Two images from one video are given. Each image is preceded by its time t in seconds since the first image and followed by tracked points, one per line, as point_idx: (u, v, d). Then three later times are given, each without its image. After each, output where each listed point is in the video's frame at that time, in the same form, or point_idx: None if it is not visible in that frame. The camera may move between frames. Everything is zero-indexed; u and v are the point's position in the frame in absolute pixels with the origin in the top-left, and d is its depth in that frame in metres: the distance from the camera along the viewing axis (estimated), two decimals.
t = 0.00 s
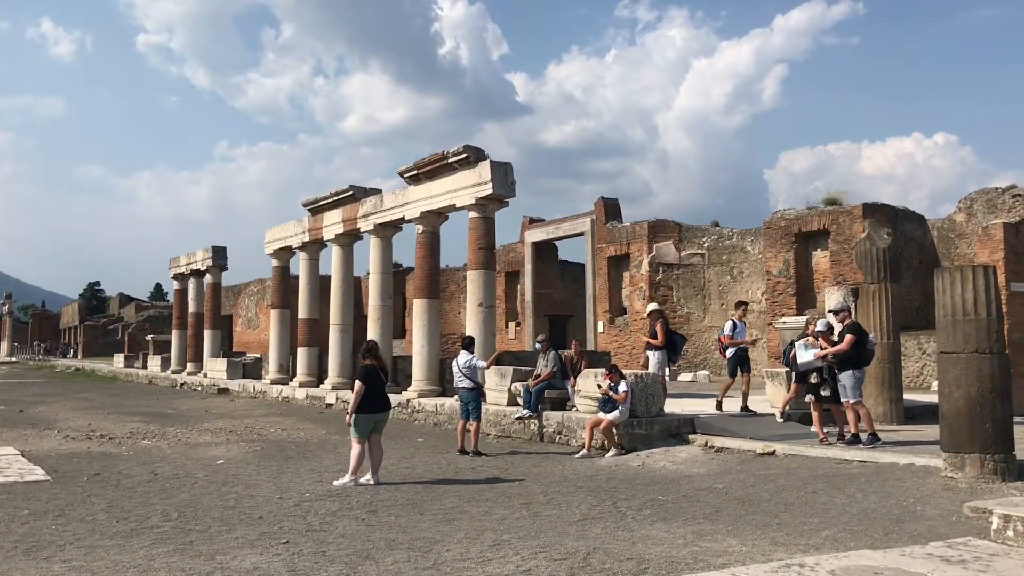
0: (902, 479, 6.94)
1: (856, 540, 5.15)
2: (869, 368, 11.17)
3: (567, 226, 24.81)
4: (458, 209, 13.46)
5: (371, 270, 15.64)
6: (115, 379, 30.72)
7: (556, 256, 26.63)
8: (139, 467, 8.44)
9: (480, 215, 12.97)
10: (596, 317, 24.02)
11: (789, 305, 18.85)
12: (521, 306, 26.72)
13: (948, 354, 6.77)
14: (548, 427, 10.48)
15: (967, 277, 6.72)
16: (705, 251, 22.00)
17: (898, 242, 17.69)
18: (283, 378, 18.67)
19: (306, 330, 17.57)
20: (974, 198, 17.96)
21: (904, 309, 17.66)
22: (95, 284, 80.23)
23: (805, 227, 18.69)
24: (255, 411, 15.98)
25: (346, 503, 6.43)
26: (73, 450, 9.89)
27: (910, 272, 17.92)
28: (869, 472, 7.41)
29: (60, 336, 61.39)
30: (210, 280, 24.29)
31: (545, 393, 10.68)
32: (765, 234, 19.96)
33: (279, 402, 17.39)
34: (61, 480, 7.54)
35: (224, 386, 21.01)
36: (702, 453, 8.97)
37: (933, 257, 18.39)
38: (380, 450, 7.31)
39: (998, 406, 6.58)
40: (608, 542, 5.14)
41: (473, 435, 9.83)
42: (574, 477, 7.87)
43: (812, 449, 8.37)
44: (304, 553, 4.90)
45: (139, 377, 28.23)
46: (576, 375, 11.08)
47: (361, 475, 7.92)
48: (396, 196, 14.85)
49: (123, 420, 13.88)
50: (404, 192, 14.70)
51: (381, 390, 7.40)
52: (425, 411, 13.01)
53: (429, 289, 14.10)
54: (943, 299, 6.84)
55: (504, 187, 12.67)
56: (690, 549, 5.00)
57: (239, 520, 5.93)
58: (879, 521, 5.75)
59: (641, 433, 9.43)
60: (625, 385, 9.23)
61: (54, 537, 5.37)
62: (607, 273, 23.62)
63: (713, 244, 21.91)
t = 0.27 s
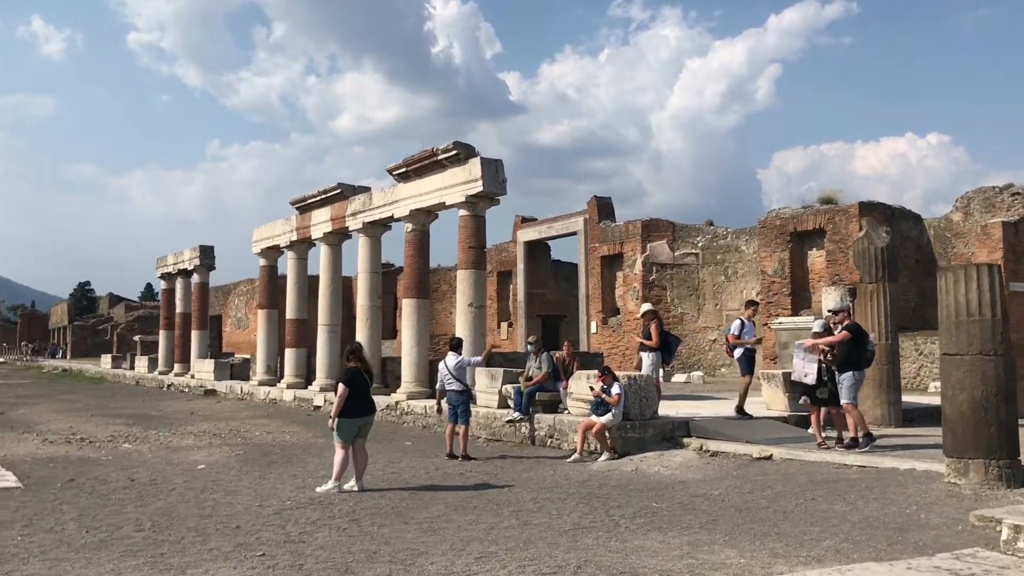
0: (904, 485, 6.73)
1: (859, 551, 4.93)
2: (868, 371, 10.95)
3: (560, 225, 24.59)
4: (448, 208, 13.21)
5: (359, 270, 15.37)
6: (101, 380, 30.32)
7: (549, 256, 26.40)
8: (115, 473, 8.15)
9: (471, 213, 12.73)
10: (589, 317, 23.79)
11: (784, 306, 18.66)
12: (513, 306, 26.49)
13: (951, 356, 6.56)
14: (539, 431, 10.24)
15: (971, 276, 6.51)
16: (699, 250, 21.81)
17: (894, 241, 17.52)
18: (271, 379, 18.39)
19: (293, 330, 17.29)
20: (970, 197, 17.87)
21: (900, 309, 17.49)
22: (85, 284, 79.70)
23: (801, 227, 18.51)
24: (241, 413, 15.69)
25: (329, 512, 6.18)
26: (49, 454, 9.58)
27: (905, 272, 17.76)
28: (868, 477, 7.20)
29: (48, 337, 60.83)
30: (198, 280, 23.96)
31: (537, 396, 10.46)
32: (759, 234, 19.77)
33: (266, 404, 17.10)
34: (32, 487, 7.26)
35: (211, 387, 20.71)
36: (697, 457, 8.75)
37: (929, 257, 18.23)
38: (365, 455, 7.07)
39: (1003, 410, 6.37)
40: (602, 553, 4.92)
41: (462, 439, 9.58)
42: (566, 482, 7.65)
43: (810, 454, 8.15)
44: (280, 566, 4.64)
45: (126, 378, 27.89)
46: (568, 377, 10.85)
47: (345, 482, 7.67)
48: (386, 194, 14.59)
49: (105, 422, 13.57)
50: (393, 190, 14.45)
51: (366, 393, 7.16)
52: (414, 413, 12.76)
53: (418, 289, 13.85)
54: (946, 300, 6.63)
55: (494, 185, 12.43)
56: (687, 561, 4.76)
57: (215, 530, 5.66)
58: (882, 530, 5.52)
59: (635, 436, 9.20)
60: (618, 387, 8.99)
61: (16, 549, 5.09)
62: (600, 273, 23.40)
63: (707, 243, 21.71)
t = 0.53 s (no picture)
0: (905, 489, 6.55)
1: (861, 558, 4.75)
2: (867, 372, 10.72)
3: (554, 225, 24.39)
4: (440, 206, 13.01)
5: (350, 269, 15.16)
6: (92, 381, 30.04)
7: (543, 255, 26.21)
8: (96, 476, 7.94)
9: (462, 211, 12.54)
10: (583, 317, 23.61)
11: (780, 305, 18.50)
12: (507, 306, 26.31)
13: (953, 356, 6.40)
14: (531, 432, 10.05)
15: (972, 274, 6.34)
16: (694, 250, 21.64)
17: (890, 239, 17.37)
18: (261, 380, 18.18)
19: (284, 331, 17.07)
20: (966, 196, 17.72)
21: (897, 308, 17.35)
22: (79, 284, 79.43)
23: (796, 226, 18.35)
24: (230, 414, 15.47)
25: (312, 517, 5.98)
26: (29, 458, 9.37)
27: (902, 271, 17.62)
28: (868, 480, 7.03)
29: (40, 337, 60.43)
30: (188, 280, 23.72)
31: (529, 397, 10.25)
32: (754, 233, 19.61)
33: (256, 405, 16.89)
34: (8, 492, 7.04)
35: (201, 388, 20.49)
36: (692, 459, 8.58)
37: (926, 256, 18.08)
38: (351, 458, 6.88)
39: (1006, 411, 6.20)
40: (593, 562, 4.72)
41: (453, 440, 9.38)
42: (558, 486, 7.46)
43: (807, 456, 7.97)
44: None
45: (116, 379, 27.65)
46: (560, 378, 10.66)
47: (331, 485, 7.48)
48: (377, 192, 14.39)
49: (91, 424, 13.35)
50: (384, 188, 14.25)
51: (353, 393, 6.97)
52: (405, 414, 12.56)
53: (410, 288, 13.65)
54: (947, 299, 6.46)
55: (486, 183, 12.24)
56: (681, 569, 4.56)
57: (193, 537, 5.46)
58: (884, 535, 5.34)
59: (628, 438, 9.02)
60: (612, 388, 8.80)
61: None
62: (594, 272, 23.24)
63: (701, 243, 21.54)
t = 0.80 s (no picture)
0: (906, 494, 6.35)
1: (861, 568, 4.55)
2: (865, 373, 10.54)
3: (547, 223, 24.18)
4: (430, 203, 12.79)
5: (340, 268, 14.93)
6: (82, 381, 29.75)
7: (536, 254, 25.99)
8: (72, 480, 7.70)
9: (453, 209, 12.31)
10: (577, 317, 23.40)
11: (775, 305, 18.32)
12: (500, 305, 26.08)
13: (956, 356, 6.19)
14: (522, 434, 9.83)
15: (975, 271, 6.13)
16: (688, 249, 21.44)
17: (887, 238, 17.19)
18: (251, 380, 17.94)
19: (273, 331, 16.82)
20: (964, 195, 17.54)
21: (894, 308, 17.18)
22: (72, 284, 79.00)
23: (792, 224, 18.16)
24: (218, 415, 15.23)
25: (292, 524, 5.76)
26: (6, 461, 9.12)
27: (898, 271, 17.44)
28: (867, 484, 6.83)
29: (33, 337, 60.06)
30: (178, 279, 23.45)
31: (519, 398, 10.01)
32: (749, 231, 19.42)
33: (245, 406, 16.65)
34: None
35: (190, 388, 20.23)
36: (686, 462, 8.37)
37: (923, 255, 17.92)
38: (333, 461, 6.66)
39: (1011, 414, 6.00)
40: (582, 573, 4.50)
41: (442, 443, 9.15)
42: (548, 490, 7.24)
43: (804, 458, 7.77)
44: None
45: (106, 379, 27.39)
46: (553, 379, 10.45)
47: (314, 490, 7.25)
48: (366, 189, 14.15)
49: (75, 425, 13.11)
50: (374, 185, 14.02)
51: (335, 395, 6.74)
52: (395, 415, 12.34)
53: (400, 287, 13.43)
54: (950, 298, 6.25)
55: (477, 180, 12.01)
56: None
57: (166, 546, 5.24)
58: (886, 543, 5.13)
59: (622, 441, 8.81)
60: (605, 389, 8.58)
61: None
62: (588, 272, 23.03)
63: (696, 242, 21.34)
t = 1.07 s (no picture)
0: (909, 498, 6.18)
1: None
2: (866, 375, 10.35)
3: (544, 223, 23.99)
4: (424, 201, 12.59)
5: (332, 267, 14.72)
6: (74, 382, 29.51)
7: (532, 254, 25.81)
8: (53, 484, 7.51)
9: (447, 207, 12.12)
10: (574, 317, 23.22)
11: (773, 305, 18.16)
12: (496, 305, 25.89)
13: (961, 357, 6.02)
14: (516, 437, 9.65)
15: (981, 270, 5.95)
16: (685, 248, 21.26)
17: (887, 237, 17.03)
18: (243, 381, 17.75)
19: (266, 331, 16.62)
20: (963, 194, 17.36)
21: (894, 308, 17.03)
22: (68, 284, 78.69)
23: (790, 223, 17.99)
24: (209, 417, 15.04)
25: (276, 531, 5.57)
26: None
27: (898, 270, 17.30)
28: (869, 489, 6.65)
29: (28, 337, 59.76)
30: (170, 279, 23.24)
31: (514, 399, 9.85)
32: (746, 231, 19.25)
33: (237, 407, 16.45)
34: None
35: (182, 389, 20.02)
36: (683, 465, 8.20)
37: (922, 254, 17.78)
38: (320, 465, 6.48)
39: (1018, 417, 5.83)
40: None
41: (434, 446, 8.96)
42: (542, 495, 7.06)
43: (803, 462, 7.59)
44: None
45: (99, 380, 27.17)
46: (548, 380, 10.26)
47: (301, 495, 7.06)
48: (359, 188, 13.95)
49: (62, 427, 12.90)
50: (367, 183, 13.82)
51: (320, 397, 6.56)
52: (387, 417, 12.16)
53: (393, 287, 13.23)
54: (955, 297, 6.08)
55: (471, 177, 11.82)
56: None
57: (143, 554, 5.04)
58: (890, 552, 4.95)
59: (618, 443, 8.63)
60: (601, 390, 8.41)
61: None
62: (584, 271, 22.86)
63: (693, 241, 21.17)
